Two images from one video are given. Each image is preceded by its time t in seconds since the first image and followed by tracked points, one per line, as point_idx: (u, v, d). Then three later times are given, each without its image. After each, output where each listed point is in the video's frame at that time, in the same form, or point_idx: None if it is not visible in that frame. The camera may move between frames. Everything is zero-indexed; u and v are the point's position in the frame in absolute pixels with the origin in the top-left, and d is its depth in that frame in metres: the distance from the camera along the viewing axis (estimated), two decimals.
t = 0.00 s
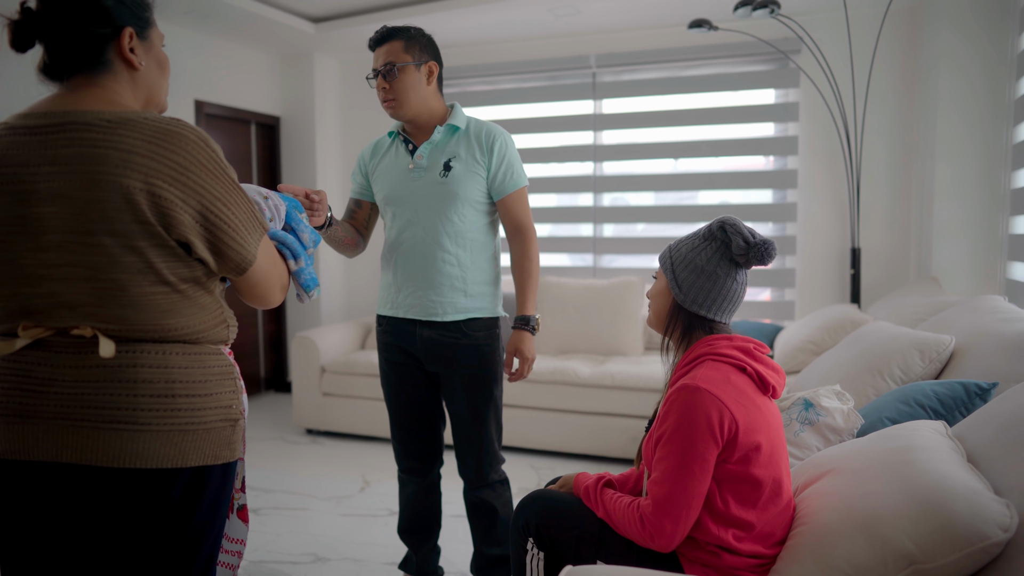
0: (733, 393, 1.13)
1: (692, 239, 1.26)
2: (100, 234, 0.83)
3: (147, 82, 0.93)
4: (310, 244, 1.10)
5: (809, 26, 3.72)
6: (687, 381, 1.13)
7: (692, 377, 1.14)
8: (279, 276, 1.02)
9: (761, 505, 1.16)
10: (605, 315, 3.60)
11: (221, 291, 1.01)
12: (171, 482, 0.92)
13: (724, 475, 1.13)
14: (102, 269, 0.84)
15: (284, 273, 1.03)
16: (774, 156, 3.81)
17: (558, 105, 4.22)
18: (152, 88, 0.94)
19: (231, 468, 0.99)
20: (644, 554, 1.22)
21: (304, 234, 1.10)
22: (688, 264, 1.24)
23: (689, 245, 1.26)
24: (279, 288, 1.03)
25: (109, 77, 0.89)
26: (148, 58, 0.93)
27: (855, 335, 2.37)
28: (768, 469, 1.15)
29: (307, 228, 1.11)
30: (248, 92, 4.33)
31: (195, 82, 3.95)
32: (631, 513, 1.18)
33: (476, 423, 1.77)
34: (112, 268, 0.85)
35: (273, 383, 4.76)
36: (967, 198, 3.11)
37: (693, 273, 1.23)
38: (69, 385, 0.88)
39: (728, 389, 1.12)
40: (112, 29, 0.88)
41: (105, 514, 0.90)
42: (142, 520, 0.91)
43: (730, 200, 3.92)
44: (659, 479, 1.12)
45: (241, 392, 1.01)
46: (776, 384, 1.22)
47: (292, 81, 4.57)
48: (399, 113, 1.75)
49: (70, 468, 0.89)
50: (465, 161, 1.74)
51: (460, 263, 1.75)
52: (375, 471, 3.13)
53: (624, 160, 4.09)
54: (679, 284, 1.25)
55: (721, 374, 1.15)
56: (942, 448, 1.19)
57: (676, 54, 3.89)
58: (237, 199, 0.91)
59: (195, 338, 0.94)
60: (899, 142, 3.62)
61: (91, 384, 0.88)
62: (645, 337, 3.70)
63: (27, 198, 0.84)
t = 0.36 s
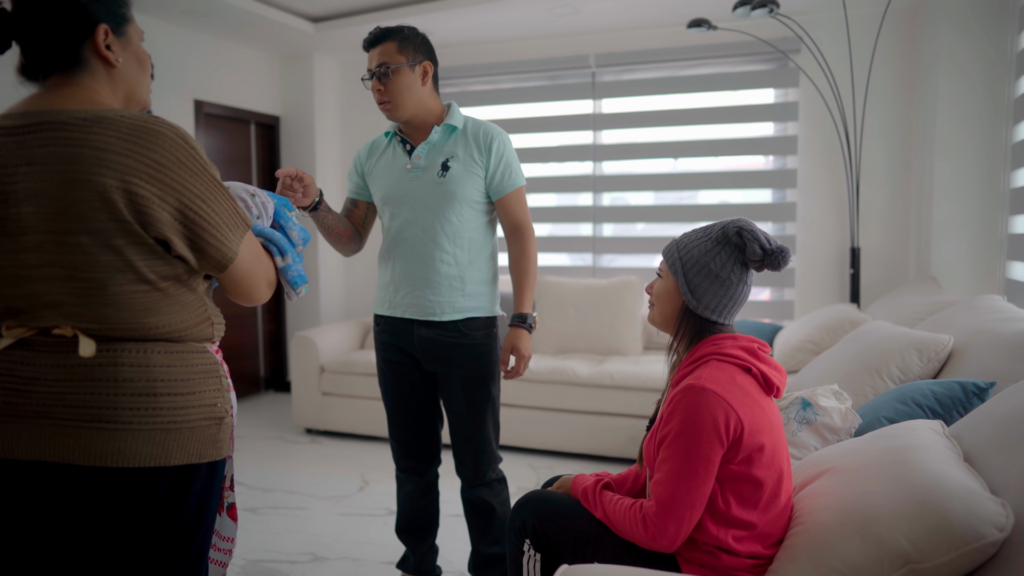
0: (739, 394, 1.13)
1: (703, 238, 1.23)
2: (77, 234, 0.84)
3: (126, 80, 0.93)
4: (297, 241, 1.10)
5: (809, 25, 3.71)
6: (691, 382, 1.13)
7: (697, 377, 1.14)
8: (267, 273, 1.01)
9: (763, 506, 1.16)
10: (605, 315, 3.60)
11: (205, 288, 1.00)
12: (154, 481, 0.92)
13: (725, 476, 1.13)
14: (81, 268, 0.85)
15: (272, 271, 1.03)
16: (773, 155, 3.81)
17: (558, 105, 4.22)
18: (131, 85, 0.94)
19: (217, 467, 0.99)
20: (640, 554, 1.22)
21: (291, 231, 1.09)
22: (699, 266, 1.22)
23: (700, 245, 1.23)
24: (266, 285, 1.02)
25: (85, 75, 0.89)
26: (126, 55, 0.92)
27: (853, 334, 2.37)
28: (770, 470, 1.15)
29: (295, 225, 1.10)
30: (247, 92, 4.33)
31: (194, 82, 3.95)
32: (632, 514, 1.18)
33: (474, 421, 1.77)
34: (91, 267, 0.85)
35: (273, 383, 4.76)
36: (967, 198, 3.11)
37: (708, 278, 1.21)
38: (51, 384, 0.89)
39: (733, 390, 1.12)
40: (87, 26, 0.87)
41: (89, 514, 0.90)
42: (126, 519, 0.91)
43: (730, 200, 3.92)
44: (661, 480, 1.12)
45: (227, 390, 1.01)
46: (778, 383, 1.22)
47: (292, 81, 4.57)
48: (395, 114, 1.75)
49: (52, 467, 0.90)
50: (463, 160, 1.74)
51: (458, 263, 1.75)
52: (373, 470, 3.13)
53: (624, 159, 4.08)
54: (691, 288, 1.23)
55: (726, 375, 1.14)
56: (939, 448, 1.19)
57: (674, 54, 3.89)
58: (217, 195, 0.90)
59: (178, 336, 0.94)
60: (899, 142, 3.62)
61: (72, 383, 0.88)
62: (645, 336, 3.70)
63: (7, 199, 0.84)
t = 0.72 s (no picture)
0: (734, 394, 1.12)
1: (703, 242, 1.22)
2: (58, 232, 0.83)
3: (110, 78, 0.93)
4: (286, 241, 1.09)
5: (810, 25, 3.71)
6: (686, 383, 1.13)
7: (692, 378, 1.14)
8: (254, 272, 1.00)
9: (761, 505, 1.16)
10: (605, 315, 3.60)
11: (190, 287, 0.99)
12: (138, 481, 0.91)
13: (722, 476, 1.13)
14: (63, 267, 0.84)
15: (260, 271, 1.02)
16: (774, 155, 3.81)
17: (558, 105, 4.22)
18: (115, 84, 0.94)
19: (205, 467, 0.98)
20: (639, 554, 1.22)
21: (281, 231, 1.09)
22: (699, 271, 1.21)
23: (700, 249, 1.23)
24: (253, 285, 1.01)
25: (68, 73, 0.88)
26: (110, 53, 0.92)
27: (854, 334, 2.37)
28: (768, 469, 1.15)
29: (285, 224, 1.10)
30: (248, 92, 4.33)
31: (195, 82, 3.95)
32: (631, 516, 1.18)
33: (472, 421, 1.77)
34: (72, 266, 0.84)
35: (274, 382, 4.77)
36: (967, 198, 3.10)
37: (709, 283, 1.21)
38: (35, 384, 0.89)
39: (729, 390, 1.12)
40: (70, 24, 0.87)
41: (73, 516, 0.89)
42: (112, 519, 0.90)
43: (731, 200, 3.92)
44: (659, 481, 1.12)
45: (213, 389, 1.00)
46: (773, 382, 1.22)
47: (293, 81, 4.57)
48: (391, 115, 1.76)
49: (36, 467, 0.90)
50: (458, 159, 1.74)
51: (456, 261, 1.75)
52: (374, 470, 3.13)
53: (624, 159, 4.08)
54: (691, 292, 1.22)
55: (721, 375, 1.14)
56: (940, 448, 1.19)
57: (675, 53, 3.89)
58: (202, 194, 0.90)
59: (162, 336, 0.93)
60: (899, 142, 3.62)
61: (54, 383, 0.88)
62: (646, 336, 3.70)
63: None
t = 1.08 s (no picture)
0: (734, 393, 1.12)
1: (712, 242, 1.23)
2: (41, 230, 0.83)
3: (95, 78, 0.93)
4: (275, 241, 1.09)
5: (810, 25, 3.71)
6: (687, 383, 1.13)
7: (693, 378, 1.14)
8: (243, 273, 1.00)
9: (762, 505, 1.16)
10: (605, 315, 3.60)
11: (177, 286, 0.99)
12: (125, 482, 0.91)
13: (722, 476, 1.13)
14: (46, 267, 0.85)
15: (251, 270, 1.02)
16: (775, 155, 3.81)
17: (558, 105, 4.22)
18: (100, 83, 0.94)
19: (192, 468, 0.98)
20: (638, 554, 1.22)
21: (270, 231, 1.09)
22: (708, 270, 1.21)
23: (709, 249, 1.23)
24: (242, 284, 1.01)
25: (51, 73, 0.88)
26: (94, 53, 0.92)
27: (854, 334, 2.37)
28: (768, 468, 1.15)
29: (274, 224, 1.10)
30: (248, 91, 4.33)
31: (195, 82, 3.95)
32: (632, 516, 1.18)
33: (472, 420, 1.77)
34: (55, 265, 0.85)
35: (274, 382, 4.77)
36: (967, 198, 3.10)
37: (717, 282, 1.22)
38: (20, 386, 0.89)
39: (729, 390, 1.12)
40: (54, 23, 0.87)
41: (60, 517, 0.90)
42: (99, 520, 0.90)
43: (731, 200, 3.92)
44: (659, 479, 1.12)
45: (200, 390, 1.00)
46: (773, 382, 1.22)
47: (293, 81, 4.58)
48: (388, 117, 1.76)
49: (21, 468, 0.90)
50: (456, 159, 1.74)
51: (453, 261, 1.75)
52: (374, 470, 3.13)
53: (624, 159, 4.08)
54: (699, 292, 1.22)
55: (721, 375, 1.14)
56: (939, 447, 1.19)
57: (675, 53, 3.89)
58: (186, 192, 0.89)
59: (147, 336, 0.92)
60: (899, 142, 3.62)
61: (39, 385, 0.89)
62: (646, 336, 3.71)
63: None
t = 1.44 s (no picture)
0: (751, 398, 1.12)
1: (732, 234, 1.21)
2: (29, 228, 0.83)
3: (88, 80, 0.93)
4: (271, 242, 1.09)
5: (810, 25, 3.71)
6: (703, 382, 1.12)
7: (710, 378, 1.13)
8: (237, 273, 1.00)
9: (767, 508, 1.17)
10: (606, 315, 3.60)
11: (167, 286, 0.99)
12: (115, 485, 0.91)
13: (732, 478, 1.13)
14: (33, 266, 0.85)
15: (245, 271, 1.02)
16: (775, 155, 3.81)
17: (559, 105, 4.23)
18: (94, 84, 0.94)
19: (183, 471, 0.97)
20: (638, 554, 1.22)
21: (266, 232, 1.09)
22: (722, 262, 1.20)
23: (726, 241, 1.22)
24: (236, 285, 1.01)
25: (44, 73, 0.89)
26: (89, 54, 0.92)
27: (855, 334, 2.37)
28: (777, 474, 1.16)
29: (270, 226, 1.10)
30: (249, 91, 4.33)
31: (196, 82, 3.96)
32: (635, 509, 1.18)
33: (472, 419, 1.78)
34: (43, 263, 0.85)
35: (275, 382, 4.78)
36: (968, 198, 3.11)
37: (732, 274, 1.19)
38: (8, 388, 0.90)
39: (746, 394, 1.12)
40: (48, 24, 0.87)
41: (49, 519, 0.90)
42: (88, 523, 0.90)
43: (732, 200, 3.92)
44: (664, 476, 1.12)
45: (192, 391, 1.00)
46: (790, 387, 1.22)
47: (294, 81, 4.58)
48: (389, 118, 1.76)
49: (11, 469, 0.90)
50: (456, 160, 1.75)
51: (455, 261, 1.76)
52: (376, 470, 3.14)
53: (624, 159, 4.09)
54: (712, 283, 1.21)
55: (740, 378, 1.14)
56: (939, 447, 1.19)
57: (676, 53, 3.89)
58: (179, 192, 0.89)
59: (136, 337, 0.92)
60: (900, 142, 3.62)
61: (26, 387, 0.89)
62: (647, 336, 3.71)
63: None
